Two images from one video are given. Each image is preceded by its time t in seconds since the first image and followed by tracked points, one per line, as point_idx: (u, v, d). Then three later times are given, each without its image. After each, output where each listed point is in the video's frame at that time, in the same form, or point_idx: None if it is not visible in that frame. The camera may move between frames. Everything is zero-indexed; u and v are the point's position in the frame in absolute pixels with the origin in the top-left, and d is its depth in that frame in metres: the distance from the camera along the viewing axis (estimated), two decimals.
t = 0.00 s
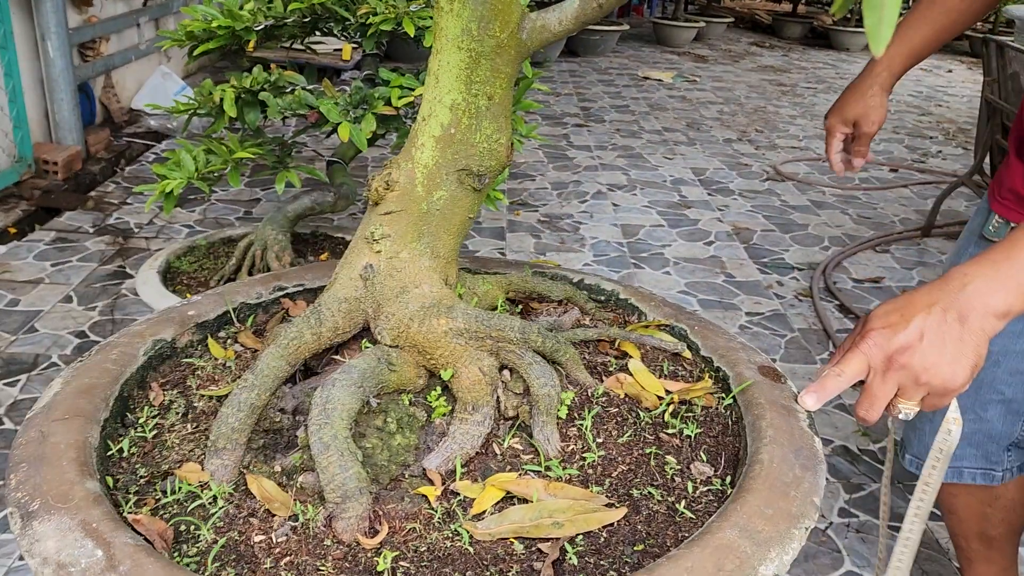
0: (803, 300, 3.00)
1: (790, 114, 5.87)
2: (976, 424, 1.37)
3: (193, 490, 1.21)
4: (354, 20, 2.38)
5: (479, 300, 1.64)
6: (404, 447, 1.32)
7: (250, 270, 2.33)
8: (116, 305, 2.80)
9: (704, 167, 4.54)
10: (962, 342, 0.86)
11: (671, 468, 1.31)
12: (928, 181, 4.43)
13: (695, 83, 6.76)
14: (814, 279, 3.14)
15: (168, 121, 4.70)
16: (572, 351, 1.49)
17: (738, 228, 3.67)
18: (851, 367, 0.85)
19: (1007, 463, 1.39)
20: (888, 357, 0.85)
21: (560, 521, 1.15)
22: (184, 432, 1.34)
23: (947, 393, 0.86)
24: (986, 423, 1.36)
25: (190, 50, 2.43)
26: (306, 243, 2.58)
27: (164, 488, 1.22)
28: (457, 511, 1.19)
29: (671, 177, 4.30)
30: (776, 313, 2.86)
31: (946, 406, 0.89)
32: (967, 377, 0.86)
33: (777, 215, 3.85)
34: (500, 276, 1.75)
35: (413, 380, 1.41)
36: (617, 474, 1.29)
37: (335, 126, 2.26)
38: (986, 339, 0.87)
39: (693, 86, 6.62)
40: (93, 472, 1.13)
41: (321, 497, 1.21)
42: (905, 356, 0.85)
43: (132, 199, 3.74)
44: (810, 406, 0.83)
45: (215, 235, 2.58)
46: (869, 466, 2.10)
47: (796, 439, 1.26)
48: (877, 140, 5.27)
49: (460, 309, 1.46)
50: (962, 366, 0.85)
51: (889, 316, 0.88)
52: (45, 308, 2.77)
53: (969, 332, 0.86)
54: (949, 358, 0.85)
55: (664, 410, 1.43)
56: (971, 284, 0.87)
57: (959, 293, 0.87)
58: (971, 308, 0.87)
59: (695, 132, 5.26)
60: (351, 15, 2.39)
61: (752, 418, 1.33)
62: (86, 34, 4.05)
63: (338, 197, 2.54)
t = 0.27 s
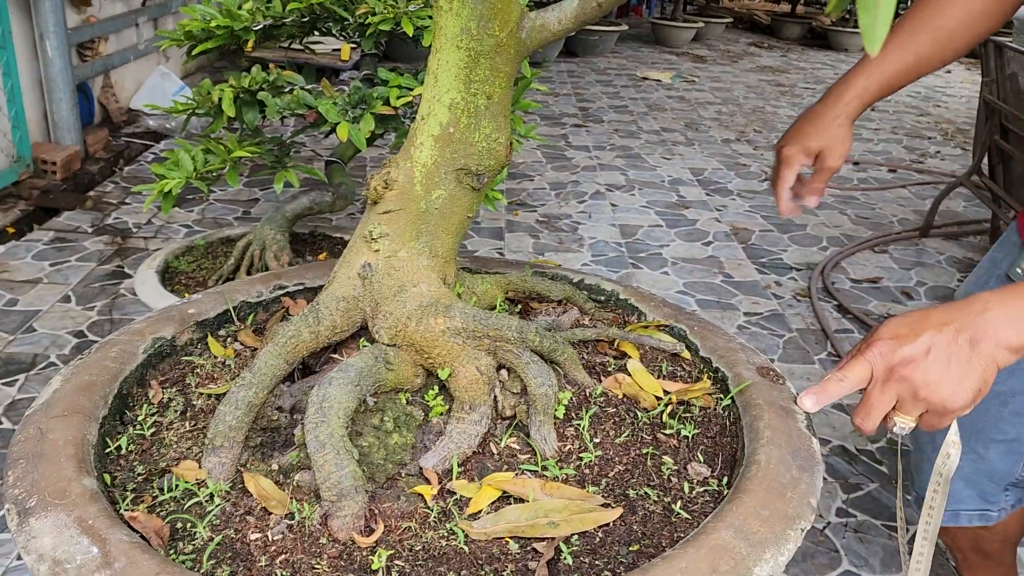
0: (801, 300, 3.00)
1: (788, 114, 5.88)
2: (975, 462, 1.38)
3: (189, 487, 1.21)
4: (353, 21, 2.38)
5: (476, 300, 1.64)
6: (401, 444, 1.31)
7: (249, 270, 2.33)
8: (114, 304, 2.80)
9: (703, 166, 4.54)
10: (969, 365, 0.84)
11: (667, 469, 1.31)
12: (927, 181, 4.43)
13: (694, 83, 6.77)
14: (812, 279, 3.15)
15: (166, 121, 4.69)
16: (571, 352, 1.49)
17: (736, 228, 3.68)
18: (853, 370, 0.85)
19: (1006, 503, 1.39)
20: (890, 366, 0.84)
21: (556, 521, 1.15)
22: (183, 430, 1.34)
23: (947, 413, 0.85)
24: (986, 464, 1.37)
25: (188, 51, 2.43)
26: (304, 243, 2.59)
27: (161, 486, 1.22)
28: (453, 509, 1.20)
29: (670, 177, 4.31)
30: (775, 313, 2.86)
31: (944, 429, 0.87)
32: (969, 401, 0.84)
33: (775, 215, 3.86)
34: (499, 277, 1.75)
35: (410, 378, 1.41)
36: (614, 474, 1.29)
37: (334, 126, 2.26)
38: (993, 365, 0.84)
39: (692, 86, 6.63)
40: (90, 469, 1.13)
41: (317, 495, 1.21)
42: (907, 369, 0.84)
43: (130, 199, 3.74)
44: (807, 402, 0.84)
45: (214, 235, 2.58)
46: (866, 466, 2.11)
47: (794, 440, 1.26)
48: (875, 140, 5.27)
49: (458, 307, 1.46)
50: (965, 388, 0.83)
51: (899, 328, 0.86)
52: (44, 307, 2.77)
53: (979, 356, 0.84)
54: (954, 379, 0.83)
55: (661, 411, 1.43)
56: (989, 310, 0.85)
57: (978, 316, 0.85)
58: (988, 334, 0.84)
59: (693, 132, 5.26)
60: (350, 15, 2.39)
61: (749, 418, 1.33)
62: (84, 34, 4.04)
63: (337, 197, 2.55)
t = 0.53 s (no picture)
0: (801, 302, 3.00)
1: (788, 116, 5.88)
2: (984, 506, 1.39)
3: (188, 484, 1.21)
4: (353, 23, 2.38)
5: (477, 301, 1.64)
6: (398, 443, 1.32)
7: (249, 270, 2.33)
8: (114, 305, 2.80)
9: (702, 168, 4.54)
10: (949, 422, 0.84)
11: (663, 470, 1.31)
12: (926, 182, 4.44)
13: (694, 84, 6.77)
14: (811, 280, 3.15)
15: (167, 122, 4.70)
16: (572, 355, 1.49)
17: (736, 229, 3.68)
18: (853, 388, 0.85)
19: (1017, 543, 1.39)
20: (883, 398, 0.85)
21: (552, 521, 1.15)
22: (185, 427, 1.34)
23: (917, 458, 0.85)
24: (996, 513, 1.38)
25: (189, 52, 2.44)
26: (304, 244, 2.59)
27: (161, 482, 1.22)
28: (450, 508, 1.20)
29: (670, 178, 4.31)
30: (775, 314, 2.87)
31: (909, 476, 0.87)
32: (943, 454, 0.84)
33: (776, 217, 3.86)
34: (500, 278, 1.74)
35: (409, 378, 1.41)
36: (610, 475, 1.29)
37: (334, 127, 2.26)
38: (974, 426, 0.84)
39: (692, 88, 6.63)
40: (91, 465, 1.13)
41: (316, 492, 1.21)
42: (897, 405, 0.84)
43: (131, 200, 3.74)
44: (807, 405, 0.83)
45: (214, 236, 2.58)
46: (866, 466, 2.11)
47: (791, 443, 1.26)
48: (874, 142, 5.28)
49: (457, 308, 1.46)
50: (938, 442, 0.83)
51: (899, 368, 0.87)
52: (43, 307, 2.77)
53: (960, 417, 0.84)
54: (934, 429, 0.83)
55: (659, 413, 1.43)
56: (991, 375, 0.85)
57: (973, 381, 0.85)
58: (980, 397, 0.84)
59: (693, 133, 5.27)
60: (349, 16, 2.39)
61: (748, 420, 1.33)
62: (85, 36, 4.05)
63: (337, 198, 2.55)
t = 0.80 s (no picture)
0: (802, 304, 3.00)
1: (788, 119, 5.88)
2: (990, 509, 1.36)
3: (187, 481, 1.10)
4: (353, 24, 2.38)
5: (482, 302, 1.46)
6: (393, 443, 1.19)
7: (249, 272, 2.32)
8: (113, 308, 2.79)
9: (702, 171, 4.54)
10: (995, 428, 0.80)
11: (666, 475, 1.15)
12: (927, 186, 4.44)
13: (693, 88, 6.78)
14: (812, 283, 3.15)
15: (166, 125, 4.70)
16: (577, 357, 1.32)
17: (736, 233, 3.67)
18: (866, 417, 1.06)
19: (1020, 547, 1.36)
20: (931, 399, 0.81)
21: (550, 524, 1.02)
22: (185, 424, 1.23)
23: (914, 497, 1.04)
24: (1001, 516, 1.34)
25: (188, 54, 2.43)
26: (304, 246, 2.59)
27: (158, 479, 1.11)
28: (450, 505, 1.07)
29: (670, 181, 4.31)
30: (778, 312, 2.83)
31: (901, 518, 1.05)
32: (936, 500, 1.05)
33: (776, 220, 3.86)
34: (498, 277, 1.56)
35: (410, 377, 1.27)
36: (613, 479, 1.14)
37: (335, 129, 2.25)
38: (966, 485, 1.06)
39: (691, 91, 6.64)
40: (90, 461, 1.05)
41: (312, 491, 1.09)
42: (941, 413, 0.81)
43: (130, 203, 3.74)
44: (823, 414, 1.04)
45: (213, 239, 2.58)
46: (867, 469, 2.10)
47: (799, 449, 1.08)
48: (874, 145, 5.27)
49: (460, 306, 1.31)
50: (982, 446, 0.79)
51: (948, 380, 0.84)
52: (42, 310, 2.76)
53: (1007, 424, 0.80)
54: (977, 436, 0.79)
55: (663, 416, 1.26)
56: (977, 445, 1.09)
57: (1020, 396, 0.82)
58: None
59: (693, 136, 5.27)
60: (349, 17, 2.39)
61: (753, 426, 1.15)
62: (85, 39, 4.05)
63: (337, 200, 2.55)
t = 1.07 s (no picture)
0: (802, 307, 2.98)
1: (786, 122, 5.87)
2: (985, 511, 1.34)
3: (179, 473, 1.07)
4: (350, 25, 2.36)
5: (490, 302, 1.39)
6: (384, 435, 1.15)
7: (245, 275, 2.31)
8: (108, 311, 2.77)
9: (700, 174, 4.53)
10: None
11: (665, 487, 1.07)
12: (925, 188, 4.43)
13: (691, 91, 6.78)
14: (812, 286, 3.14)
15: (163, 128, 4.68)
16: (586, 361, 1.23)
17: (735, 235, 3.66)
18: (879, 417, 1.07)
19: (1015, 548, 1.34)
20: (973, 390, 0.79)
21: (540, 534, 0.96)
22: (185, 416, 1.20)
23: (936, 490, 1.06)
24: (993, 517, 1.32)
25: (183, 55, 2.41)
26: (301, 249, 2.57)
27: (148, 470, 1.08)
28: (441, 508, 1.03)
29: (668, 184, 4.29)
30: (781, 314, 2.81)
31: (925, 512, 1.07)
32: (958, 490, 1.07)
33: (774, 222, 3.85)
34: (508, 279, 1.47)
35: (407, 376, 1.22)
36: (611, 489, 1.07)
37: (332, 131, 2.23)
38: (986, 471, 1.08)
39: (689, 95, 6.63)
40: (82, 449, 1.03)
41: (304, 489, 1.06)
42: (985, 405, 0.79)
43: (125, 206, 3.72)
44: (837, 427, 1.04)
45: (209, 241, 2.56)
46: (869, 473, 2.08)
47: (812, 463, 0.98)
48: (872, 148, 5.27)
49: (461, 305, 1.24)
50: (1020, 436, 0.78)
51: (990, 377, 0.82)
52: (37, 314, 2.74)
53: None
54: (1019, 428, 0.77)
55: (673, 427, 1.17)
56: (990, 428, 1.11)
57: None
58: None
59: (691, 139, 5.26)
60: (347, 18, 2.38)
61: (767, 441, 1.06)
62: (81, 42, 4.03)
63: (334, 202, 2.53)
